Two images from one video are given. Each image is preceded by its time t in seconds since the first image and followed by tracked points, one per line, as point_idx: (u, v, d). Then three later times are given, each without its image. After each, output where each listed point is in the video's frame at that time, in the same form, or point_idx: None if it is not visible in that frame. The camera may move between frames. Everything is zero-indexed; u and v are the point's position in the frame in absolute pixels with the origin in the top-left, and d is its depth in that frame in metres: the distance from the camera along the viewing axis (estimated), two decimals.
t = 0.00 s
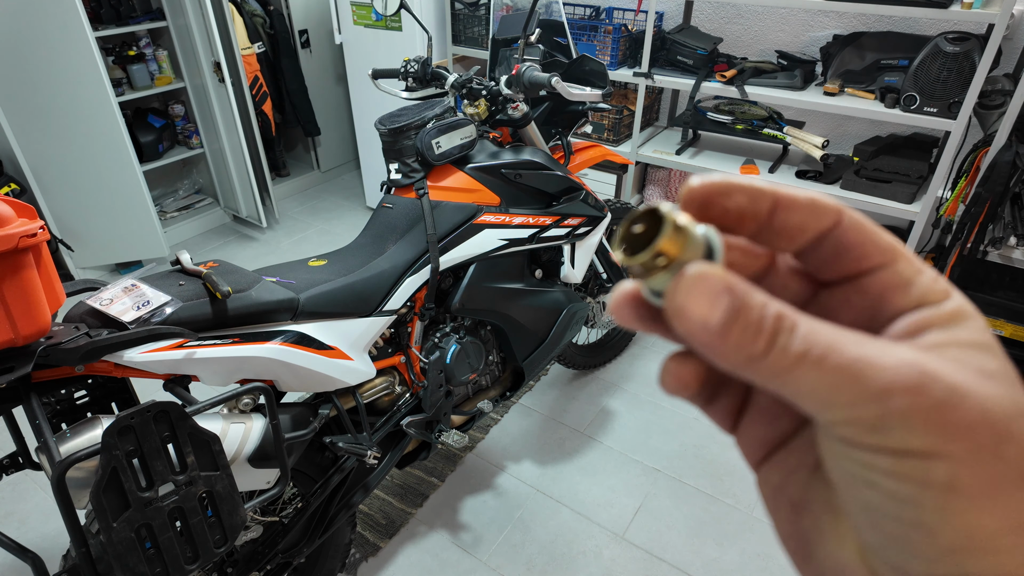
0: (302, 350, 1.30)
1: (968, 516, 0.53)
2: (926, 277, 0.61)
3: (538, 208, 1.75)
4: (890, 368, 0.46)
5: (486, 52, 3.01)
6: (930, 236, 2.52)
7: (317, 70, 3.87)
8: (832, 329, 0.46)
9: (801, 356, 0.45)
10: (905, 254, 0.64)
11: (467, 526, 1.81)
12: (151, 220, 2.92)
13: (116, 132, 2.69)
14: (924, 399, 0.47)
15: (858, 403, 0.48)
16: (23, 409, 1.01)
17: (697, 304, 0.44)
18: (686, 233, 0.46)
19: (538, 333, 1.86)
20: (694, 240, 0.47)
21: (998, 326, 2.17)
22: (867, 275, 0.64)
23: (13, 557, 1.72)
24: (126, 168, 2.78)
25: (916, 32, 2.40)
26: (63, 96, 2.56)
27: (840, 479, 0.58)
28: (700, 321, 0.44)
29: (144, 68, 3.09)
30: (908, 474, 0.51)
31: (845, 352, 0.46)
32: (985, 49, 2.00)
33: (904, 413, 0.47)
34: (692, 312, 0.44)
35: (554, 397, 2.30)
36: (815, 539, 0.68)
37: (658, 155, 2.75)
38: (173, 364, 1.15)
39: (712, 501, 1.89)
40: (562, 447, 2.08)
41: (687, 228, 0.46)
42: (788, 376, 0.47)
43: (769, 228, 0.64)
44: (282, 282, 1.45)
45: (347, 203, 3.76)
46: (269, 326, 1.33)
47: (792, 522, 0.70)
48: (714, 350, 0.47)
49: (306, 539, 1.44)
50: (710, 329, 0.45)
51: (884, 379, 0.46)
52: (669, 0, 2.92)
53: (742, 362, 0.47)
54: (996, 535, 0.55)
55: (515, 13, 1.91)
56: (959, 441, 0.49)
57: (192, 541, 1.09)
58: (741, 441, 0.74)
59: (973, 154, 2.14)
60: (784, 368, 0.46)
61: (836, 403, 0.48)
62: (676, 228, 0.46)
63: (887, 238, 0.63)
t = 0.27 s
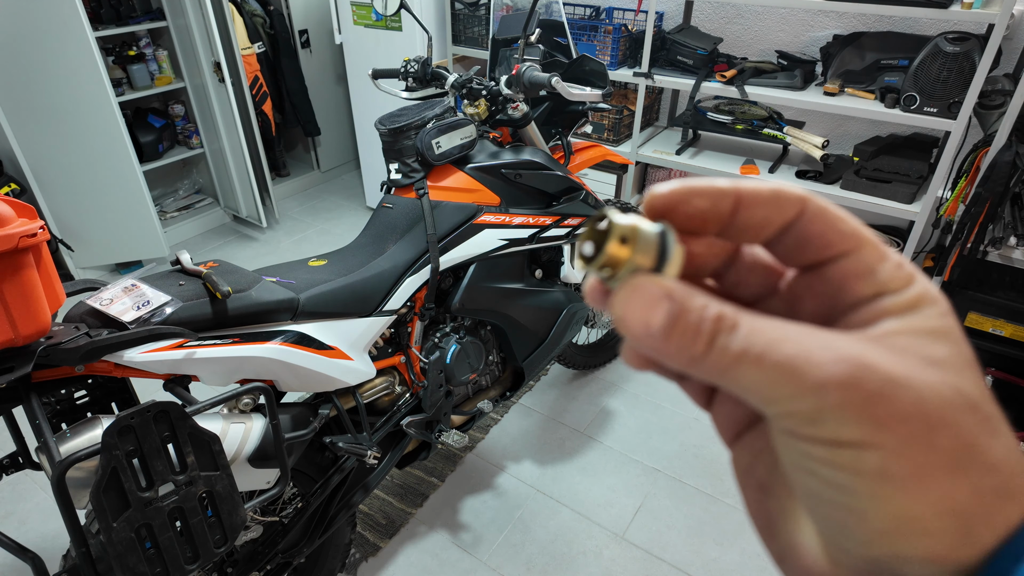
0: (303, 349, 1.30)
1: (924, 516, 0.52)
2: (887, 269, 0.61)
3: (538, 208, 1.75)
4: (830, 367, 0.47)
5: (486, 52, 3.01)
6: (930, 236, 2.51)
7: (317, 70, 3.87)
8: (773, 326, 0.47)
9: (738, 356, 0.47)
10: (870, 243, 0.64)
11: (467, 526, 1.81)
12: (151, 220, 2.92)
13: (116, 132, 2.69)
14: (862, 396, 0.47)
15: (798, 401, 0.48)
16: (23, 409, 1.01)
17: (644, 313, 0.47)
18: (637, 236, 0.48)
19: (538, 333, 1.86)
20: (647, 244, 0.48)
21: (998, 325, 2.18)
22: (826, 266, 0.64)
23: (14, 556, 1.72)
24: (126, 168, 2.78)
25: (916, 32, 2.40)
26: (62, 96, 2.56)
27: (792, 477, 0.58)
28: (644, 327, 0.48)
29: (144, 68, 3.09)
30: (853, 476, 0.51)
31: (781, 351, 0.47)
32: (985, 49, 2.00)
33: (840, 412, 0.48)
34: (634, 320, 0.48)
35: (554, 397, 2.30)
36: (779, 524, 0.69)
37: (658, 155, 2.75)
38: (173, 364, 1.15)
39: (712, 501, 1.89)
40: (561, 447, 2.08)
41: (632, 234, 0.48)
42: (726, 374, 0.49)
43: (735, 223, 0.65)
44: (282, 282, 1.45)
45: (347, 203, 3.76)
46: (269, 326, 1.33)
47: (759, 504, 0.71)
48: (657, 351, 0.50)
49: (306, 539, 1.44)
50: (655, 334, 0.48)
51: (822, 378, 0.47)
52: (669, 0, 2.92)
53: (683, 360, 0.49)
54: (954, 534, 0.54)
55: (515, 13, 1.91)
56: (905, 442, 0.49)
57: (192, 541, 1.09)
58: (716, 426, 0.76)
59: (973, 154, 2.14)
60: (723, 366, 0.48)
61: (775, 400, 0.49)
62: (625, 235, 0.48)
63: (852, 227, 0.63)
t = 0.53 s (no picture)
0: (302, 350, 1.30)
1: (884, 503, 0.53)
2: (841, 259, 0.61)
3: (538, 208, 1.74)
4: (786, 360, 0.47)
5: (486, 52, 3.02)
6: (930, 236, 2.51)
7: (317, 70, 3.87)
8: (732, 323, 0.48)
9: (695, 351, 0.48)
10: (833, 233, 0.63)
11: (467, 526, 1.81)
12: (151, 220, 2.92)
13: (116, 132, 2.69)
14: (817, 387, 0.47)
15: (755, 392, 0.49)
16: (24, 409, 1.01)
17: (612, 317, 0.48)
18: (597, 242, 0.50)
19: (538, 333, 1.86)
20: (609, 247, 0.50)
21: (998, 325, 2.21)
22: (799, 250, 0.65)
23: (14, 556, 1.72)
24: (126, 169, 2.78)
25: (916, 32, 2.40)
26: (62, 96, 2.55)
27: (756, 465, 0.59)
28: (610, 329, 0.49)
29: (144, 68, 3.09)
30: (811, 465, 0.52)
31: (736, 346, 0.47)
32: (984, 49, 2.00)
33: (795, 402, 0.48)
34: (602, 323, 0.48)
35: (554, 397, 2.30)
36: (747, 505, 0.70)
37: (659, 155, 2.75)
38: (173, 364, 1.15)
39: (712, 501, 1.89)
40: (562, 447, 2.07)
41: (592, 245, 0.50)
42: (684, 368, 0.49)
43: (715, 204, 0.69)
44: (282, 282, 1.45)
45: (346, 202, 3.76)
46: (269, 326, 1.33)
47: (733, 491, 0.72)
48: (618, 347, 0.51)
49: (306, 538, 1.44)
50: (622, 334, 0.48)
51: (778, 371, 0.47)
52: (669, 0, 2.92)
53: (642, 354, 0.50)
54: (915, 523, 0.54)
55: (515, 13, 1.91)
56: (862, 432, 0.49)
57: (192, 541, 1.09)
58: (693, 418, 0.77)
59: (973, 154, 2.14)
60: (682, 360, 0.49)
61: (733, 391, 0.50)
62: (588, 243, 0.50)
63: (820, 215, 0.63)
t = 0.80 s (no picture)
0: (294, 351, 1.24)
1: (920, 545, 0.62)
2: (909, 264, 0.73)
3: (539, 205, 1.67)
4: (829, 397, 0.59)
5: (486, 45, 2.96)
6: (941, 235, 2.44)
7: (311, 63, 3.87)
8: (788, 362, 0.60)
9: (748, 388, 0.60)
10: (895, 234, 0.76)
11: (465, 535, 1.75)
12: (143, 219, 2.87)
13: (107, 130, 2.64)
14: (863, 422, 0.59)
15: (804, 430, 0.61)
16: (11, 412, 1.02)
17: (641, 338, 0.61)
18: (620, 261, 0.61)
19: (539, 335, 1.79)
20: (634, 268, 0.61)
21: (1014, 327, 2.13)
22: (855, 253, 0.78)
23: None
24: (118, 167, 2.73)
25: (927, 26, 2.34)
26: (52, 93, 2.50)
27: (799, 500, 0.70)
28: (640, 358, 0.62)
29: (134, 62, 3.05)
30: (856, 496, 0.62)
31: (786, 386, 0.59)
32: (996, 44, 1.94)
33: (845, 439, 0.60)
34: (628, 343, 0.62)
35: (556, 400, 2.24)
36: (789, 533, 0.82)
37: (663, 151, 2.69)
38: (162, 367, 1.12)
39: (718, 509, 1.83)
40: (563, 452, 2.02)
41: (615, 258, 0.61)
42: (737, 407, 0.62)
43: (771, 203, 0.82)
44: (275, 282, 1.40)
45: (343, 201, 3.70)
46: (261, 327, 1.28)
47: (773, 517, 0.85)
48: (676, 388, 0.64)
49: (299, 547, 1.40)
50: (655, 357, 0.62)
51: (823, 411, 0.59)
52: None
53: (699, 395, 0.63)
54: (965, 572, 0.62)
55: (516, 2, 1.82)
56: (900, 470, 0.60)
57: (181, 547, 1.12)
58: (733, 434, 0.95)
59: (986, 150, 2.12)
60: (738, 399, 0.61)
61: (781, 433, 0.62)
62: (614, 260, 0.61)
63: (881, 214, 0.77)
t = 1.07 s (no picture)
0: (291, 351, 1.22)
1: (940, 569, 0.62)
2: (942, 267, 0.74)
3: (539, 205, 1.65)
4: (849, 419, 0.59)
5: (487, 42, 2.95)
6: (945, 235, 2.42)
7: (309, 62, 3.85)
8: (803, 382, 0.61)
9: (762, 407, 0.61)
10: (925, 233, 0.78)
11: (465, 536, 1.74)
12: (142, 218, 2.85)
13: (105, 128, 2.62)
14: (879, 446, 0.59)
15: (822, 452, 0.61)
16: (8, 412, 1.01)
17: (648, 352, 0.62)
18: (622, 271, 0.62)
19: (538, 335, 1.77)
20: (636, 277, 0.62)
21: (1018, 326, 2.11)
22: (884, 253, 0.80)
23: None
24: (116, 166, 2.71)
25: (930, 23, 2.32)
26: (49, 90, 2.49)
27: (814, 518, 0.71)
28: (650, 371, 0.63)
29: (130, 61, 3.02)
30: (871, 518, 0.63)
31: (803, 406, 0.60)
32: (1001, 42, 1.92)
33: (860, 462, 0.60)
34: (636, 356, 0.62)
35: (557, 401, 2.23)
36: (801, 544, 0.83)
37: (665, 149, 2.68)
38: (158, 369, 1.10)
39: (720, 511, 1.81)
40: (564, 453, 2.00)
41: (616, 268, 0.62)
42: (752, 426, 0.63)
43: (794, 198, 0.82)
44: (272, 282, 1.38)
45: (342, 200, 3.69)
46: (258, 327, 1.26)
47: (785, 526, 0.87)
48: (688, 405, 0.64)
49: (298, 549, 1.39)
50: (664, 373, 0.63)
51: (841, 432, 0.59)
52: None
53: (712, 414, 0.64)
54: None
55: None
56: (919, 494, 0.60)
57: (180, 550, 1.10)
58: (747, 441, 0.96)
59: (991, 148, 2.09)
60: (751, 418, 0.62)
61: (798, 453, 0.63)
62: (615, 271, 0.62)
63: (911, 212, 0.79)
